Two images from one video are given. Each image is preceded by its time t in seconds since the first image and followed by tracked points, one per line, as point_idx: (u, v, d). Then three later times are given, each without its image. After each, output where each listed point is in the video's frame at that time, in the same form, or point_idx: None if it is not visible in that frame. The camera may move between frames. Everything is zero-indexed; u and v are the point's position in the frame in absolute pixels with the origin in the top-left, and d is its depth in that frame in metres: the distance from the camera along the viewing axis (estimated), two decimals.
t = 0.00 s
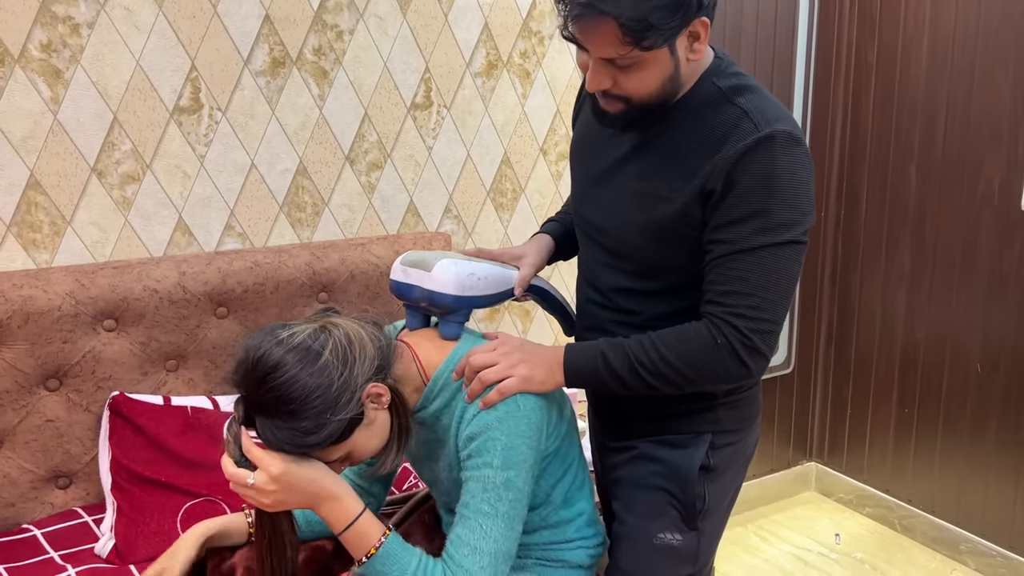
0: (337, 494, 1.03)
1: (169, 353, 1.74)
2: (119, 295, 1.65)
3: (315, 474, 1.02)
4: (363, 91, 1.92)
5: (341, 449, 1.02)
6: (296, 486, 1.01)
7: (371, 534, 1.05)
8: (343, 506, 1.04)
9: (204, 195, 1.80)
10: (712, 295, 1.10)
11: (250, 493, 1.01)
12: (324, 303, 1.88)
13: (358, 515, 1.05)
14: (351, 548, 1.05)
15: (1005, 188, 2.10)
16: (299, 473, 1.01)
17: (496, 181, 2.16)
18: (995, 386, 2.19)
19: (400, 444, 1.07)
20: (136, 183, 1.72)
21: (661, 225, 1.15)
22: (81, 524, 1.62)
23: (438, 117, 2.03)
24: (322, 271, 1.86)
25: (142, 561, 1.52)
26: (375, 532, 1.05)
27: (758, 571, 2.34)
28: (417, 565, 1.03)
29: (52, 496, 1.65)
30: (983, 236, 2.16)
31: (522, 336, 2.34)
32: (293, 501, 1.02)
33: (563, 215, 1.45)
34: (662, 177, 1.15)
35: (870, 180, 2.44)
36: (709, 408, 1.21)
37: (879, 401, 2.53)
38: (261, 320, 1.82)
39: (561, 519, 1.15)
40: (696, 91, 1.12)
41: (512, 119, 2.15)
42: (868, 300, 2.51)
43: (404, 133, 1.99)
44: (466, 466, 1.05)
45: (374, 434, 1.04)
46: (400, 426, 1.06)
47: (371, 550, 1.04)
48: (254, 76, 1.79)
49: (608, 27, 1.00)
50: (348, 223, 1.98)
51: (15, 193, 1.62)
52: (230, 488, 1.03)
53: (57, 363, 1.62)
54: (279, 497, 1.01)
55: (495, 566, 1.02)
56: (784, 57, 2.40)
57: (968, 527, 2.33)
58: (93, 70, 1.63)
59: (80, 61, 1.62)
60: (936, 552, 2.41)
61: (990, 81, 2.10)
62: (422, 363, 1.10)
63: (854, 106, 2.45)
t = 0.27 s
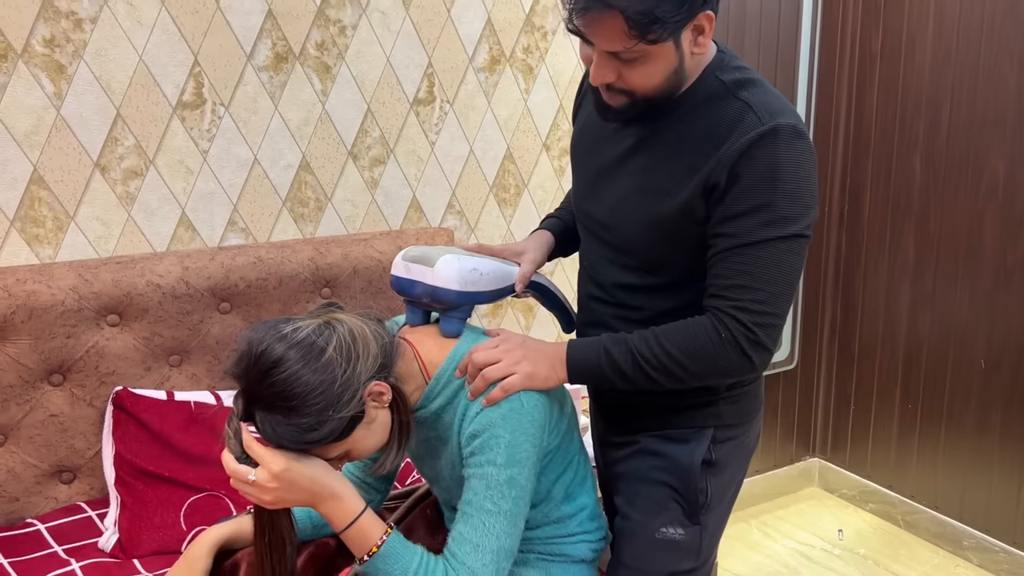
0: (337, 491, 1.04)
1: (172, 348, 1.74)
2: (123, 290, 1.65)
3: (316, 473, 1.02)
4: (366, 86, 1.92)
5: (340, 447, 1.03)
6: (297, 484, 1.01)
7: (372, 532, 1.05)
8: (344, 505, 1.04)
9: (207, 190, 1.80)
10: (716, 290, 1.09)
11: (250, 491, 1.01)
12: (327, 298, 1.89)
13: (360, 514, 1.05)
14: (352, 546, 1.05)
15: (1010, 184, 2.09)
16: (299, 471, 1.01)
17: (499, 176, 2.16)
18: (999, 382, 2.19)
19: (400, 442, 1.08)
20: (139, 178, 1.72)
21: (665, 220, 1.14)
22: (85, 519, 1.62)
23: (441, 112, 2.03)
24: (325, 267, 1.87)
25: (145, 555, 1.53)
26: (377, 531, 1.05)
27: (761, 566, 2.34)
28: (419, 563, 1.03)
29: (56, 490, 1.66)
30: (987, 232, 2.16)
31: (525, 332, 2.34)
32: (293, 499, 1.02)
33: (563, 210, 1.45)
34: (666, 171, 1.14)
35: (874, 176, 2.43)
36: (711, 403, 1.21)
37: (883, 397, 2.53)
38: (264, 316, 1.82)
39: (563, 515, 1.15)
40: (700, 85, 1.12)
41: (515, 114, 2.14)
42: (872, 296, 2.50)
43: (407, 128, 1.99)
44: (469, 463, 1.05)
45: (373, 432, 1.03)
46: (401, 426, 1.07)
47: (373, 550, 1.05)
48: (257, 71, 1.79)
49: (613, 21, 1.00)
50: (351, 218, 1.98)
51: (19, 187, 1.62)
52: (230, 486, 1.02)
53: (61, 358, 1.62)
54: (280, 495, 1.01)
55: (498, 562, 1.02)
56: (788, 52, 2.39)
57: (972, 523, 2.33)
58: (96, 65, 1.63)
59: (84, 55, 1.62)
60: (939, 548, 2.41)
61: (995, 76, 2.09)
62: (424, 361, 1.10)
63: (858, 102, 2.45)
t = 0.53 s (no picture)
0: (340, 490, 1.04)
1: (177, 343, 1.75)
2: (128, 286, 1.66)
3: (319, 471, 1.03)
4: (370, 82, 1.92)
5: (343, 443, 1.02)
6: (299, 481, 1.01)
7: (375, 529, 1.06)
8: (347, 503, 1.05)
9: (211, 186, 1.80)
10: (717, 286, 1.10)
11: (252, 486, 1.02)
12: (331, 294, 1.89)
13: (364, 510, 1.06)
14: (356, 543, 1.06)
15: (1014, 179, 2.09)
16: (302, 468, 1.02)
17: (503, 172, 2.16)
18: (1003, 378, 2.19)
19: (404, 438, 1.08)
20: (144, 174, 1.73)
21: (667, 217, 1.15)
22: (91, 513, 1.63)
23: (445, 108, 2.03)
24: (329, 262, 1.87)
25: (150, 549, 1.54)
26: (380, 528, 1.06)
27: (765, 562, 2.35)
28: (422, 559, 1.04)
29: (62, 484, 1.67)
30: (991, 228, 2.16)
31: (528, 327, 2.34)
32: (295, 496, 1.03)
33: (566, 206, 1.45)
34: (669, 168, 1.15)
35: (878, 172, 2.43)
36: (713, 398, 1.22)
37: (887, 392, 2.53)
38: (268, 311, 1.83)
39: (566, 510, 1.15)
40: (702, 81, 1.12)
41: (519, 110, 2.15)
42: (875, 292, 2.50)
43: (410, 124, 1.99)
44: (471, 459, 1.05)
45: (377, 429, 1.03)
46: (405, 422, 1.07)
47: (376, 546, 1.05)
48: (262, 67, 1.80)
49: (617, 18, 1.00)
50: (355, 214, 1.98)
51: (24, 183, 1.63)
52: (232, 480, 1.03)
53: (67, 353, 1.63)
54: (282, 491, 1.02)
55: (501, 557, 1.03)
56: (791, 48, 2.39)
57: (975, 518, 2.33)
58: (101, 61, 1.64)
59: (89, 51, 1.63)
60: (942, 543, 2.41)
61: (1000, 72, 2.09)
62: (427, 357, 1.11)
63: (862, 97, 2.44)
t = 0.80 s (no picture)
0: (342, 488, 1.05)
1: (181, 339, 1.75)
2: (132, 282, 1.67)
3: (321, 468, 1.04)
4: (373, 78, 1.92)
5: (344, 441, 1.03)
6: (302, 479, 1.02)
7: (378, 526, 1.06)
8: (349, 500, 1.06)
9: (215, 182, 1.80)
10: (717, 279, 1.10)
11: (255, 483, 1.02)
12: (334, 290, 1.89)
13: (366, 508, 1.07)
14: (359, 540, 1.06)
15: (1017, 175, 2.09)
16: (305, 465, 1.02)
17: (506, 168, 2.16)
18: (1006, 374, 2.19)
19: (404, 435, 1.08)
20: (147, 171, 1.73)
21: (668, 211, 1.15)
22: (96, 508, 1.64)
23: (448, 105, 2.03)
24: (333, 258, 1.87)
25: (155, 544, 1.55)
26: (382, 525, 1.06)
27: (767, 558, 2.35)
28: (424, 558, 1.04)
29: (67, 480, 1.67)
30: (994, 225, 2.16)
31: (531, 324, 2.34)
32: (298, 493, 1.03)
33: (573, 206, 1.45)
34: (670, 162, 1.15)
35: (881, 168, 2.43)
36: (716, 395, 1.22)
37: (890, 388, 2.53)
38: (272, 307, 1.83)
39: (568, 506, 1.16)
40: (703, 75, 1.12)
41: (522, 106, 2.15)
42: (879, 288, 2.50)
43: (413, 120, 1.99)
44: (471, 456, 1.06)
45: (378, 425, 1.04)
46: (405, 418, 1.07)
47: (378, 543, 1.05)
48: (265, 63, 1.80)
49: (613, 10, 1.00)
50: (358, 210, 1.99)
51: (29, 180, 1.63)
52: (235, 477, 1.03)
53: (71, 349, 1.63)
54: (285, 488, 1.02)
55: (502, 555, 1.04)
56: (795, 44, 2.39)
57: (978, 514, 2.33)
58: (105, 57, 1.64)
59: (92, 48, 1.63)
60: (945, 540, 2.41)
61: (1003, 67, 2.08)
62: (427, 354, 1.11)
63: (865, 93, 2.44)
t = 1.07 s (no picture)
0: (341, 487, 1.06)
1: (183, 335, 1.75)
2: (133, 278, 1.67)
3: (320, 468, 1.04)
4: (374, 74, 1.92)
5: (342, 439, 1.03)
6: (301, 478, 1.03)
7: (377, 525, 1.07)
8: (348, 499, 1.07)
9: (216, 178, 1.80)
10: (718, 269, 1.10)
11: (254, 482, 1.02)
12: (336, 286, 1.89)
13: (365, 507, 1.07)
14: (358, 539, 1.07)
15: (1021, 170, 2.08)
16: (304, 465, 1.03)
17: (508, 164, 2.16)
18: (1010, 370, 2.18)
19: (402, 432, 1.08)
20: (148, 166, 1.73)
21: (667, 198, 1.15)
22: (98, 504, 1.64)
23: (449, 100, 2.03)
24: (334, 254, 1.87)
25: (156, 539, 1.55)
26: (381, 524, 1.07)
27: (769, 553, 2.35)
28: (424, 554, 1.05)
29: (69, 475, 1.68)
30: (998, 220, 2.15)
31: (533, 320, 2.34)
32: (297, 492, 1.04)
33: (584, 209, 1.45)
34: (670, 152, 1.14)
35: (885, 163, 2.42)
36: (717, 389, 1.22)
37: (893, 384, 2.52)
38: (273, 303, 1.83)
39: (568, 503, 1.15)
40: (703, 65, 1.12)
41: (524, 101, 2.14)
42: (882, 283, 2.49)
43: (415, 116, 1.99)
44: (470, 454, 1.06)
45: (377, 422, 1.04)
46: (403, 411, 1.07)
47: (378, 541, 1.06)
48: (266, 59, 1.80)
49: None
50: (360, 206, 1.98)
51: (30, 175, 1.63)
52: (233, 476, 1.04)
53: (73, 345, 1.64)
54: (284, 487, 1.03)
55: (502, 553, 1.04)
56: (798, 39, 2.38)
57: (981, 510, 2.32)
58: (105, 53, 1.64)
59: (93, 44, 1.63)
60: (948, 536, 2.40)
61: (1008, 62, 2.07)
62: (423, 349, 1.10)
63: (869, 87, 2.43)
